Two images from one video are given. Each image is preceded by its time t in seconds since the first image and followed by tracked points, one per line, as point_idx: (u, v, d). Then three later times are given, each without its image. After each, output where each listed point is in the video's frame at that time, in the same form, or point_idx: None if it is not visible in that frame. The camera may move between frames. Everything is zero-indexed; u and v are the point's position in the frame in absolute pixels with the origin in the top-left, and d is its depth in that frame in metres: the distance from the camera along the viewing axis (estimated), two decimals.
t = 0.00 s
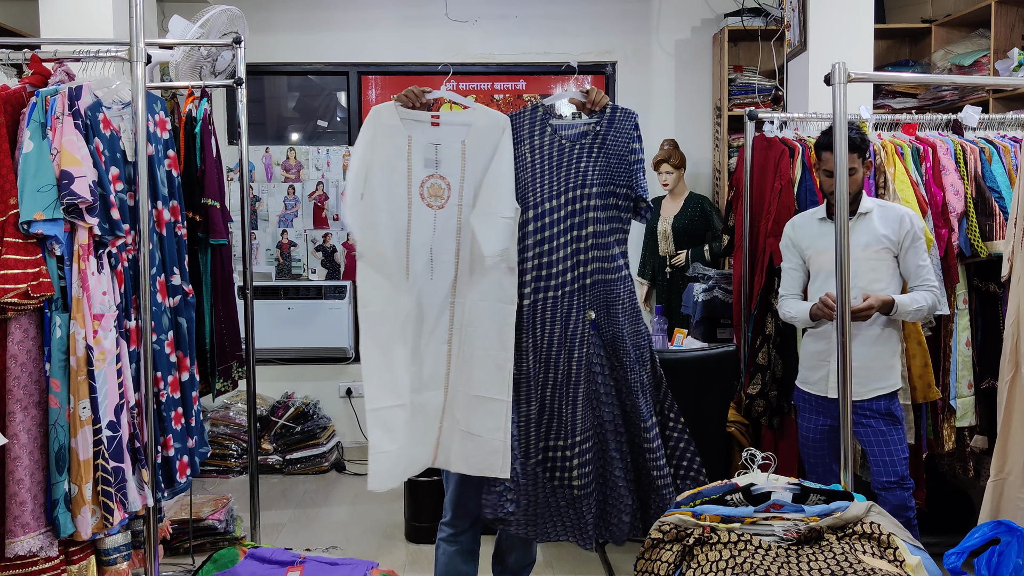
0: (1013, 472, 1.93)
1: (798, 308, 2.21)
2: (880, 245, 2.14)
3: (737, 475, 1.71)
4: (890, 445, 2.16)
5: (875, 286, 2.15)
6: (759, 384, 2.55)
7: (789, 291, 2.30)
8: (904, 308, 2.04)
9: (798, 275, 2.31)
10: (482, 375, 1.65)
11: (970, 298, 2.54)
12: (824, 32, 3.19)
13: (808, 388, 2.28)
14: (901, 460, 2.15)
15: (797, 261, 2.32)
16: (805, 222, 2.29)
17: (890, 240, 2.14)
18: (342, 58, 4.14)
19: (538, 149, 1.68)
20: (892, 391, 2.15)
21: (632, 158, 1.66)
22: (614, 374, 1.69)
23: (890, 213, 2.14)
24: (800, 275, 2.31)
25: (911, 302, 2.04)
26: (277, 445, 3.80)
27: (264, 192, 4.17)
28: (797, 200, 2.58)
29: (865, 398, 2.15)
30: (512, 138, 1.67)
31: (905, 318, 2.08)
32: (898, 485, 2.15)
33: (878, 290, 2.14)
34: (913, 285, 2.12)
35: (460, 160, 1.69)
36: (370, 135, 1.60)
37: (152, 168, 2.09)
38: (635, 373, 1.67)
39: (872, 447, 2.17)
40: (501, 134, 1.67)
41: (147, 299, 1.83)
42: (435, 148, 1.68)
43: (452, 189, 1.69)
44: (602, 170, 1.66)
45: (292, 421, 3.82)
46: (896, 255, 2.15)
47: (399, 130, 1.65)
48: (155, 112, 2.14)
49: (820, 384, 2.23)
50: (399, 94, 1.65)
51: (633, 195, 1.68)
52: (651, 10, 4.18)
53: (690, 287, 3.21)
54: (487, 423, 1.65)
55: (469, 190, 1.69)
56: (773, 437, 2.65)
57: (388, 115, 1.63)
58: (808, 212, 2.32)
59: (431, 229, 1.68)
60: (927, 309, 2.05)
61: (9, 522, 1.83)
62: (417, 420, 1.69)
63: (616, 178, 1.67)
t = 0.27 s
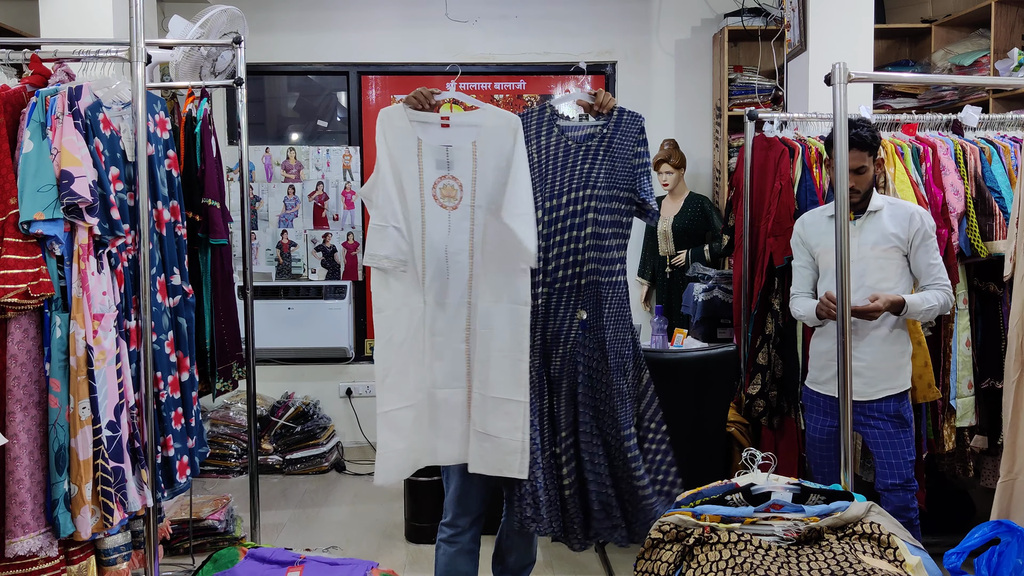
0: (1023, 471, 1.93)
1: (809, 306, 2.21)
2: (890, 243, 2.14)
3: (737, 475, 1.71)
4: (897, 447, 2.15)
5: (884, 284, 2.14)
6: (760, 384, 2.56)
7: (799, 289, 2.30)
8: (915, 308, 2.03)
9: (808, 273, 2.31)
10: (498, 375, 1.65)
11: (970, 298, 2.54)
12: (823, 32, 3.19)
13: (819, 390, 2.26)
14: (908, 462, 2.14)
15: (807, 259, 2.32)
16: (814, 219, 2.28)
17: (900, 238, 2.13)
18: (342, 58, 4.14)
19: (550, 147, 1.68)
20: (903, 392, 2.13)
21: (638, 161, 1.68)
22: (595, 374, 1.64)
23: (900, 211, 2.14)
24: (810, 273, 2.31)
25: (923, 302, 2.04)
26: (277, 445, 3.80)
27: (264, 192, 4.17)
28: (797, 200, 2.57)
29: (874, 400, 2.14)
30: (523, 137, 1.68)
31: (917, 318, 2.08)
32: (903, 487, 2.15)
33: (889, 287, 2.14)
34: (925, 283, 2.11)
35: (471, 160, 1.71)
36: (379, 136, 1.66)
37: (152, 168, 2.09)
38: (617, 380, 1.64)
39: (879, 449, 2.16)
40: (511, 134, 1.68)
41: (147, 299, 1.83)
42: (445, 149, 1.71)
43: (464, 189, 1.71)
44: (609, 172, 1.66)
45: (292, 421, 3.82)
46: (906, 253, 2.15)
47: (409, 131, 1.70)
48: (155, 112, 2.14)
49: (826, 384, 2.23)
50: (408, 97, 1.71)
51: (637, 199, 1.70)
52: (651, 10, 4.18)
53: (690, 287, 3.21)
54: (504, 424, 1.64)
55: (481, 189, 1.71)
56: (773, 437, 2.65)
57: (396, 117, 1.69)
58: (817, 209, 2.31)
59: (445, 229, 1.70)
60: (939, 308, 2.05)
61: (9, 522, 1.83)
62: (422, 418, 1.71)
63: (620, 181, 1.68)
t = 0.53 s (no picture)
0: None
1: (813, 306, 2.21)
2: (892, 243, 2.14)
3: (737, 475, 1.72)
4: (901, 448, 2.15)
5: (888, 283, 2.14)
6: (760, 385, 2.56)
7: (802, 289, 2.30)
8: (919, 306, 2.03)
9: (812, 273, 2.31)
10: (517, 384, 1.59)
11: (970, 298, 2.54)
12: (823, 32, 3.19)
13: (824, 391, 2.25)
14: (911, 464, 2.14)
15: (810, 259, 2.32)
16: (816, 219, 2.28)
17: (903, 237, 2.13)
18: (342, 58, 4.14)
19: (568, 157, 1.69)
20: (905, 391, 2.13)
21: (645, 168, 1.65)
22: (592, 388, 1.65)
23: (903, 210, 2.13)
24: (813, 273, 2.31)
25: (926, 300, 2.04)
26: (277, 445, 3.80)
27: (264, 192, 4.16)
28: (797, 200, 2.57)
29: (878, 400, 2.14)
30: (532, 141, 1.60)
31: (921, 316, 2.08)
32: (905, 488, 2.14)
33: (892, 287, 2.14)
34: (928, 282, 2.11)
35: (481, 168, 1.64)
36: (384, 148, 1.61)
37: (152, 168, 2.09)
38: (615, 396, 1.62)
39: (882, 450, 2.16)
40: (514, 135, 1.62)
41: (147, 299, 1.83)
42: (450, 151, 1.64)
43: (476, 196, 1.64)
44: (617, 181, 1.65)
45: (292, 421, 3.82)
46: (909, 253, 2.14)
47: (415, 142, 1.64)
48: (155, 112, 2.14)
49: (826, 384, 2.24)
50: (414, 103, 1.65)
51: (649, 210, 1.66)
52: (651, 10, 4.18)
53: (690, 287, 3.21)
54: (521, 432, 1.58)
55: (492, 195, 1.63)
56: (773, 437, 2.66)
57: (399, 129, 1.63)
58: (820, 209, 2.30)
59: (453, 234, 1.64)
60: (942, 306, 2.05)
61: (9, 522, 1.83)
62: (438, 422, 1.66)
63: (631, 189, 1.66)
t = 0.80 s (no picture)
0: None
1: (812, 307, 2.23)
2: (890, 242, 2.13)
3: (737, 475, 1.72)
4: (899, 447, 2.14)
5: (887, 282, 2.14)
6: (760, 384, 2.56)
7: (802, 289, 2.30)
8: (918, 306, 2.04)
9: (811, 273, 2.31)
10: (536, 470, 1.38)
11: (970, 298, 2.54)
12: (823, 31, 3.19)
13: (823, 390, 2.25)
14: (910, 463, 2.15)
15: (809, 260, 2.31)
16: (815, 220, 2.27)
17: (901, 236, 2.13)
18: (342, 58, 4.14)
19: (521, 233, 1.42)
20: (904, 390, 2.13)
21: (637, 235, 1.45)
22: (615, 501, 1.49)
23: (901, 210, 2.13)
24: (813, 274, 2.31)
25: (925, 299, 2.04)
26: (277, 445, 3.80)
27: (264, 192, 4.16)
28: (797, 200, 2.57)
29: (879, 400, 2.14)
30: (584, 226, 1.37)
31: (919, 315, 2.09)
32: (902, 487, 2.15)
33: (890, 286, 2.14)
34: (926, 282, 2.12)
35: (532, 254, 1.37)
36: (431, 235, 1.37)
37: (152, 168, 2.09)
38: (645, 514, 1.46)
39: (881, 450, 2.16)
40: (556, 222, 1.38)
41: (147, 299, 1.83)
42: (501, 242, 1.37)
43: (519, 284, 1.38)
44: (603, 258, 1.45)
45: (292, 421, 3.82)
46: (907, 252, 2.14)
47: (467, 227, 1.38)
48: (155, 112, 2.14)
49: (825, 383, 2.24)
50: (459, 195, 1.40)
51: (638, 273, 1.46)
52: (651, 10, 4.18)
53: (690, 287, 3.21)
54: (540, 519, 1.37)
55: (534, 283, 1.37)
56: (773, 437, 2.66)
57: (456, 223, 1.38)
58: (818, 209, 2.30)
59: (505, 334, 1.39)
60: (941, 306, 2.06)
61: (9, 522, 1.83)
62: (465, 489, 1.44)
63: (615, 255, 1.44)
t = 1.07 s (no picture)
0: (1020, 471, 1.94)
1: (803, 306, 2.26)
2: (881, 241, 2.14)
3: (737, 475, 1.72)
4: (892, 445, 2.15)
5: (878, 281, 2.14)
6: (760, 384, 2.55)
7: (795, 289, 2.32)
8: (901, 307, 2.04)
9: (806, 272, 2.33)
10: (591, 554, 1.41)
11: (970, 298, 2.54)
12: (823, 31, 3.19)
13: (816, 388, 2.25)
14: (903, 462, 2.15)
15: (805, 260, 2.33)
16: (811, 219, 2.29)
17: (892, 236, 2.13)
18: (342, 58, 4.13)
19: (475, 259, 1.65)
20: (896, 390, 2.13)
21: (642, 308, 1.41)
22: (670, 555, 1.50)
23: (893, 210, 2.13)
24: (808, 273, 2.33)
25: (909, 302, 2.04)
26: (277, 445, 3.80)
27: (264, 192, 4.16)
28: (797, 200, 2.57)
29: (875, 398, 2.13)
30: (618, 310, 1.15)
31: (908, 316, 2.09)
32: (896, 485, 2.16)
33: (880, 285, 2.14)
34: (917, 282, 2.11)
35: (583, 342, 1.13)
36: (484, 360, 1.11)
37: (152, 169, 2.09)
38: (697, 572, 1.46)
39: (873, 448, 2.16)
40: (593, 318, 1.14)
41: (147, 299, 1.83)
42: (551, 339, 1.12)
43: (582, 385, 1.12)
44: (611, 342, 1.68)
45: (292, 421, 3.82)
46: (899, 252, 2.14)
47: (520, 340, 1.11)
48: (155, 112, 2.14)
49: (820, 382, 2.24)
50: (495, 292, 1.09)
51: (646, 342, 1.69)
52: (651, 10, 4.18)
53: (690, 287, 3.21)
54: None
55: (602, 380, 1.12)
56: (772, 437, 2.66)
57: (495, 328, 1.10)
58: (815, 209, 2.31)
59: (565, 435, 1.10)
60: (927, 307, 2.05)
61: (9, 522, 1.83)
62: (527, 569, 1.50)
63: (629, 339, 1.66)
